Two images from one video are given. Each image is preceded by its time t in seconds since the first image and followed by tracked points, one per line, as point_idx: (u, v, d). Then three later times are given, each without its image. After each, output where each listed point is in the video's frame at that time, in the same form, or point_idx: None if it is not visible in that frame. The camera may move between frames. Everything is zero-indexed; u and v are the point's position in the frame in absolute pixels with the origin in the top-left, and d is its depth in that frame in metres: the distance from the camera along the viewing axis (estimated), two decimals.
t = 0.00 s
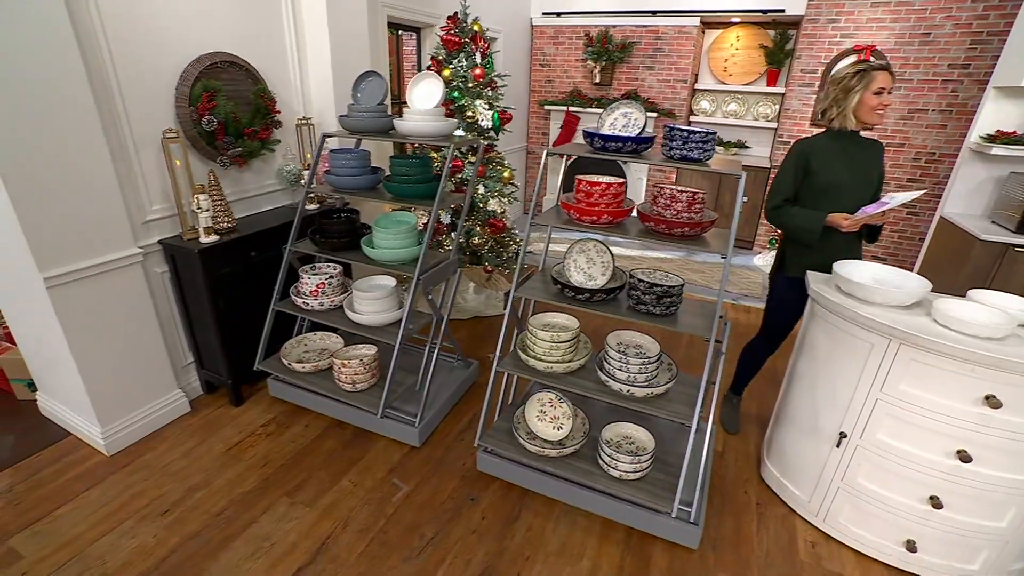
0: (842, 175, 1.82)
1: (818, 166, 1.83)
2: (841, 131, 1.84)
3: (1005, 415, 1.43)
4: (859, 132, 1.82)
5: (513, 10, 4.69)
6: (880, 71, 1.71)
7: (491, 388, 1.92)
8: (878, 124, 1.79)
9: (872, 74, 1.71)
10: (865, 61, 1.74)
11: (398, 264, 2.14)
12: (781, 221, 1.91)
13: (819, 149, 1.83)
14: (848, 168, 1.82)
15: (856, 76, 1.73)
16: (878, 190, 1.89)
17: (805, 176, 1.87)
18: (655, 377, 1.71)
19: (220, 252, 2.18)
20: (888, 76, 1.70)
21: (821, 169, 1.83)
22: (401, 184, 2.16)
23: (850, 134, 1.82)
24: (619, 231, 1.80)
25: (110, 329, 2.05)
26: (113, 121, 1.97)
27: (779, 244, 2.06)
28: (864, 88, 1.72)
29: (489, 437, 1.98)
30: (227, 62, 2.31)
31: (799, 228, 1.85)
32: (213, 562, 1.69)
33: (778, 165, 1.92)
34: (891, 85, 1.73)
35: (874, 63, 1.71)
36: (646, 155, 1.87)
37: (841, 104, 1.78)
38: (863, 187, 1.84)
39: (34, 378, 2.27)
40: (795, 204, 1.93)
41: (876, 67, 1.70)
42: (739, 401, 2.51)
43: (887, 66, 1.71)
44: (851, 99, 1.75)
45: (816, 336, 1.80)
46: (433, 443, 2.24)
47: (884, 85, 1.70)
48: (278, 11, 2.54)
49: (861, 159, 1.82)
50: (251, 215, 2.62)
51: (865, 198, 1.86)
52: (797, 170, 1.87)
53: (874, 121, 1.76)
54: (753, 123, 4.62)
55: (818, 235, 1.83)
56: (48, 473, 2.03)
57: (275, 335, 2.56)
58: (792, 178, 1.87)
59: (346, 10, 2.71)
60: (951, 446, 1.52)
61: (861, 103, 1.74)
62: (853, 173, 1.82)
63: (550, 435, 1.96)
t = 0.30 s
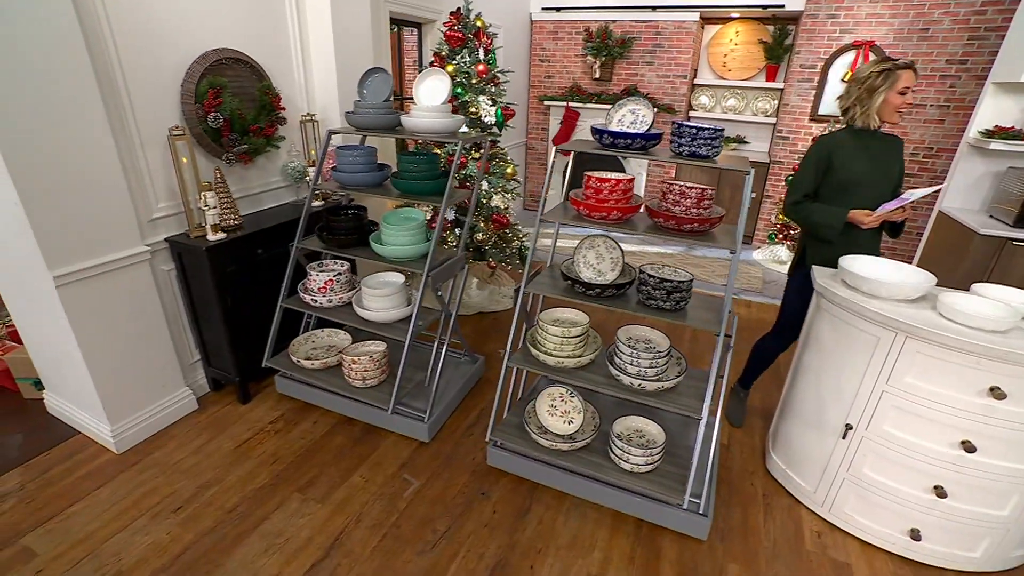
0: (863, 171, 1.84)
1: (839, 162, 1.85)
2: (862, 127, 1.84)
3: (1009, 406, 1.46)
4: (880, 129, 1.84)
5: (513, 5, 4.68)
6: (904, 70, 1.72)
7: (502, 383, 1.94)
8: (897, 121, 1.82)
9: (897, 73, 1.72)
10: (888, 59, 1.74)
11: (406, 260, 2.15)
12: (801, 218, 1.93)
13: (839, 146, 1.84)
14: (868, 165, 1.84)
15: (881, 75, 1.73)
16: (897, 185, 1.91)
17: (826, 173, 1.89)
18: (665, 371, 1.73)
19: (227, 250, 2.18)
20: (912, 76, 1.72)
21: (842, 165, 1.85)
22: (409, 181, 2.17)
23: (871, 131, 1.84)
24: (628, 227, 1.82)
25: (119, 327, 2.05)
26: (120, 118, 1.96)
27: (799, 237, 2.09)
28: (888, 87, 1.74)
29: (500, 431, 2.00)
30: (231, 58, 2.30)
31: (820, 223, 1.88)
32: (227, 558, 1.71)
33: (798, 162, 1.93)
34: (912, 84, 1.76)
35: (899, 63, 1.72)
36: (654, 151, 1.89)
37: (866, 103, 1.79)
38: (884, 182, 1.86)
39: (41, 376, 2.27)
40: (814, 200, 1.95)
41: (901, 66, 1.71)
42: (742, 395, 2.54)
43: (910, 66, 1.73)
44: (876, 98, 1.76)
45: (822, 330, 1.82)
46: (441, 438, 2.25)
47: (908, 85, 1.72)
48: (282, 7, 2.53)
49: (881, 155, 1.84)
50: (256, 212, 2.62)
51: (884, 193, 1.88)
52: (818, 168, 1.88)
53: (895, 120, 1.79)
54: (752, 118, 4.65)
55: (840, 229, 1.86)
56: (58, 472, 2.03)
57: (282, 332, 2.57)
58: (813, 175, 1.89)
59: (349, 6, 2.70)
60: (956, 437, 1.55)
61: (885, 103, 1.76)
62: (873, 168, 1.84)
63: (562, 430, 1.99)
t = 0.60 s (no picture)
0: (875, 166, 1.87)
1: (851, 158, 1.87)
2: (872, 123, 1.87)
3: (1009, 396, 1.50)
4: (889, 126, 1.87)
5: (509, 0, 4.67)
6: (920, 71, 1.75)
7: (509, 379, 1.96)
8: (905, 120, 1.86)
9: (917, 74, 1.74)
10: (907, 58, 1.76)
11: (411, 257, 2.16)
12: (812, 214, 1.95)
13: (852, 142, 1.87)
14: (879, 161, 1.86)
15: (903, 72, 1.74)
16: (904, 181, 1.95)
17: (837, 169, 1.91)
18: (672, 365, 1.76)
19: (231, 248, 2.18)
20: (926, 77, 1.75)
21: (854, 161, 1.87)
22: (414, 178, 2.17)
23: (881, 128, 1.87)
24: (634, 223, 1.83)
25: (123, 326, 2.04)
26: (121, 116, 1.95)
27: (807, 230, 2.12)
28: (907, 86, 1.75)
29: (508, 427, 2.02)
30: (232, 55, 2.28)
31: (833, 218, 1.90)
32: (239, 556, 1.71)
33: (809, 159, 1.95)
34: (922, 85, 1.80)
35: (918, 62, 1.73)
36: (659, 148, 1.90)
37: (884, 99, 1.78)
38: (893, 178, 1.90)
39: (43, 377, 2.26)
40: (825, 195, 1.97)
41: (920, 66, 1.73)
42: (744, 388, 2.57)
43: (926, 67, 1.75)
44: (895, 96, 1.76)
45: (824, 323, 1.85)
46: (447, 435, 2.27)
47: (923, 86, 1.75)
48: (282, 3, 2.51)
49: (891, 151, 1.87)
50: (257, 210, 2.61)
51: (893, 189, 1.92)
52: (830, 164, 1.90)
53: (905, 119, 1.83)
54: (748, 113, 4.67)
55: (852, 224, 1.89)
56: (63, 473, 2.02)
57: (286, 330, 2.57)
58: (826, 170, 1.91)
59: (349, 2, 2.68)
60: (956, 427, 1.59)
61: (902, 102, 1.77)
62: (884, 164, 1.87)
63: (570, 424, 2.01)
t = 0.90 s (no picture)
0: (873, 164, 1.91)
1: (851, 156, 1.91)
2: (868, 120, 1.91)
3: (999, 385, 1.54)
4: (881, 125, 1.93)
5: None
6: (914, 70, 1.80)
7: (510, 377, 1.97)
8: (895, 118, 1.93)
9: (913, 72, 1.79)
10: (903, 56, 1.80)
11: (409, 257, 2.15)
12: (817, 213, 1.97)
13: (850, 140, 1.90)
14: (877, 158, 1.91)
15: (903, 71, 1.78)
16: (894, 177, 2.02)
17: (838, 167, 1.94)
18: (672, 361, 1.78)
19: (226, 250, 2.15)
20: (920, 76, 1.81)
21: (854, 159, 1.91)
22: (411, 178, 2.17)
23: (876, 127, 1.93)
24: (633, 221, 1.85)
25: (117, 331, 2.01)
26: (112, 117, 1.91)
27: (804, 228, 2.15)
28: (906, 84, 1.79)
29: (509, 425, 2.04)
30: (224, 54, 2.25)
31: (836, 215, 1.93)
32: (242, 560, 1.70)
33: (810, 158, 1.96)
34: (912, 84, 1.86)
35: (915, 61, 1.78)
36: (656, 146, 1.92)
37: (886, 97, 1.81)
38: (888, 175, 1.95)
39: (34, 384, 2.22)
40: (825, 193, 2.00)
41: (916, 65, 1.78)
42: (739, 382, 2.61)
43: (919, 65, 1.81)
44: (895, 93, 1.80)
45: (819, 318, 1.88)
46: (447, 434, 2.27)
47: (917, 84, 1.81)
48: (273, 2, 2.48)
49: (885, 149, 1.93)
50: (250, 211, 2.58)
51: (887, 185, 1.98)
52: (831, 162, 1.93)
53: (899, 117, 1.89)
54: (736, 111, 4.72)
55: (856, 220, 1.93)
56: (57, 480, 1.99)
57: (283, 332, 2.55)
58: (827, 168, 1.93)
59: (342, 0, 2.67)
60: (948, 416, 1.63)
61: (901, 100, 1.82)
62: (880, 161, 1.92)
63: (571, 421, 2.03)
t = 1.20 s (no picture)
0: (860, 160, 1.97)
1: (840, 154, 1.96)
2: (851, 116, 1.97)
3: (974, 371, 1.60)
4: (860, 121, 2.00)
5: None
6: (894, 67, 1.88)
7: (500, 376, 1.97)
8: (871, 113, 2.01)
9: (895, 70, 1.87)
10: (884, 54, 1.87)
11: (395, 257, 2.13)
12: (813, 211, 2.01)
13: (838, 137, 1.95)
14: (863, 154, 1.98)
15: (890, 69, 1.84)
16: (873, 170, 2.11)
17: (828, 165, 1.99)
18: (659, 355, 1.80)
19: (206, 253, 2.10)
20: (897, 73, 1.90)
21: (843, 157, 1.96)
22: (394, 177, 2.15)
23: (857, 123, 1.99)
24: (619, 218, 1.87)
25: (93, 339, 1.95)
26: (84, 118, 1.85)
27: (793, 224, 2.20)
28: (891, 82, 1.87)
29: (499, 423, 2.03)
30: (198, 53, 2.20)
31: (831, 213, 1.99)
32: (230, 570, 1.67)
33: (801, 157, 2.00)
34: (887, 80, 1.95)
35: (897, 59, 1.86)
36: (640, 143, 1.94)
37: (878, 94, 1.87)
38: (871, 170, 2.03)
39: (5, 396, 2.14)
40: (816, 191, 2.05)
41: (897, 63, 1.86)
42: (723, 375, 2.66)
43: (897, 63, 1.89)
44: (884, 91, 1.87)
45: (802, 309, 1.93)
46: (437, 435, 2.26)
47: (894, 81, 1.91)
48: None
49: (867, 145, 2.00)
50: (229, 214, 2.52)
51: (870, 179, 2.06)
52: (823, 161, 1.97)
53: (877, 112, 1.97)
54: (713, 108, 4.79)
55: (849, 216, 1.99)
56: (32, 496, 1.92)
57: (266, 337, 2.50)
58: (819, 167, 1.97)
59: None
60: (926, 402, 1.69)
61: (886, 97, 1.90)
62: (865, 157, 1.99)
63: (562, 419, 2.04)
